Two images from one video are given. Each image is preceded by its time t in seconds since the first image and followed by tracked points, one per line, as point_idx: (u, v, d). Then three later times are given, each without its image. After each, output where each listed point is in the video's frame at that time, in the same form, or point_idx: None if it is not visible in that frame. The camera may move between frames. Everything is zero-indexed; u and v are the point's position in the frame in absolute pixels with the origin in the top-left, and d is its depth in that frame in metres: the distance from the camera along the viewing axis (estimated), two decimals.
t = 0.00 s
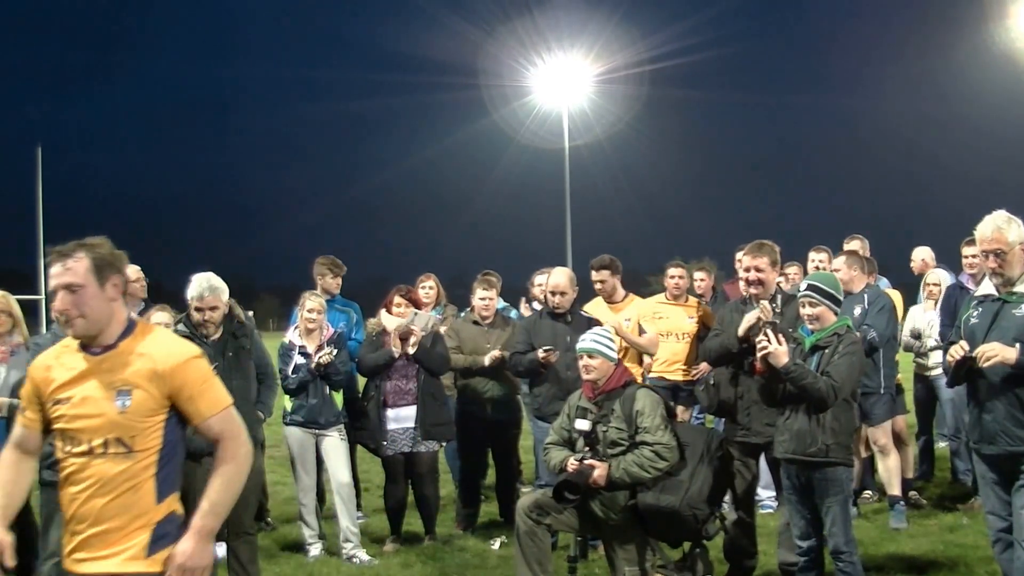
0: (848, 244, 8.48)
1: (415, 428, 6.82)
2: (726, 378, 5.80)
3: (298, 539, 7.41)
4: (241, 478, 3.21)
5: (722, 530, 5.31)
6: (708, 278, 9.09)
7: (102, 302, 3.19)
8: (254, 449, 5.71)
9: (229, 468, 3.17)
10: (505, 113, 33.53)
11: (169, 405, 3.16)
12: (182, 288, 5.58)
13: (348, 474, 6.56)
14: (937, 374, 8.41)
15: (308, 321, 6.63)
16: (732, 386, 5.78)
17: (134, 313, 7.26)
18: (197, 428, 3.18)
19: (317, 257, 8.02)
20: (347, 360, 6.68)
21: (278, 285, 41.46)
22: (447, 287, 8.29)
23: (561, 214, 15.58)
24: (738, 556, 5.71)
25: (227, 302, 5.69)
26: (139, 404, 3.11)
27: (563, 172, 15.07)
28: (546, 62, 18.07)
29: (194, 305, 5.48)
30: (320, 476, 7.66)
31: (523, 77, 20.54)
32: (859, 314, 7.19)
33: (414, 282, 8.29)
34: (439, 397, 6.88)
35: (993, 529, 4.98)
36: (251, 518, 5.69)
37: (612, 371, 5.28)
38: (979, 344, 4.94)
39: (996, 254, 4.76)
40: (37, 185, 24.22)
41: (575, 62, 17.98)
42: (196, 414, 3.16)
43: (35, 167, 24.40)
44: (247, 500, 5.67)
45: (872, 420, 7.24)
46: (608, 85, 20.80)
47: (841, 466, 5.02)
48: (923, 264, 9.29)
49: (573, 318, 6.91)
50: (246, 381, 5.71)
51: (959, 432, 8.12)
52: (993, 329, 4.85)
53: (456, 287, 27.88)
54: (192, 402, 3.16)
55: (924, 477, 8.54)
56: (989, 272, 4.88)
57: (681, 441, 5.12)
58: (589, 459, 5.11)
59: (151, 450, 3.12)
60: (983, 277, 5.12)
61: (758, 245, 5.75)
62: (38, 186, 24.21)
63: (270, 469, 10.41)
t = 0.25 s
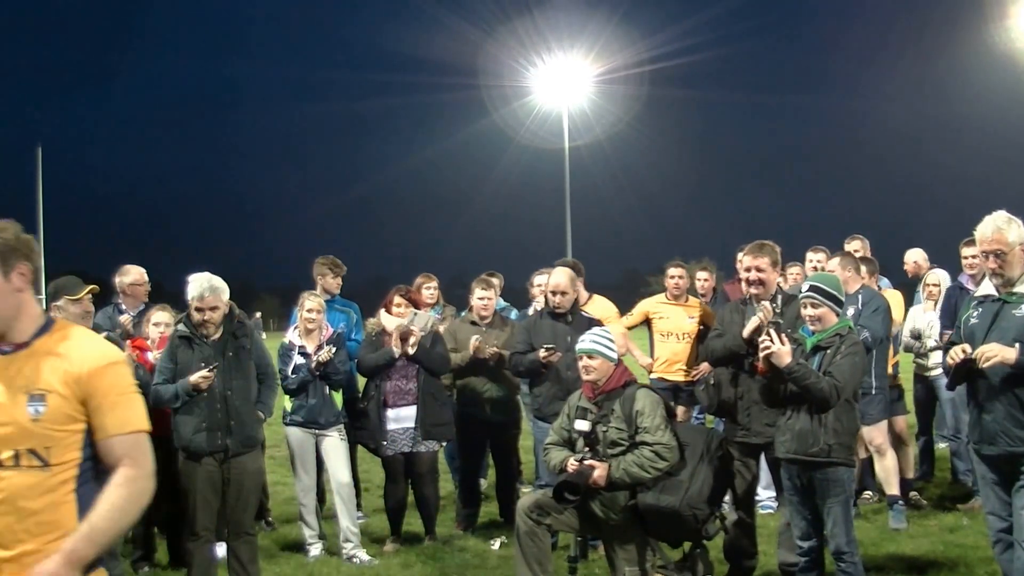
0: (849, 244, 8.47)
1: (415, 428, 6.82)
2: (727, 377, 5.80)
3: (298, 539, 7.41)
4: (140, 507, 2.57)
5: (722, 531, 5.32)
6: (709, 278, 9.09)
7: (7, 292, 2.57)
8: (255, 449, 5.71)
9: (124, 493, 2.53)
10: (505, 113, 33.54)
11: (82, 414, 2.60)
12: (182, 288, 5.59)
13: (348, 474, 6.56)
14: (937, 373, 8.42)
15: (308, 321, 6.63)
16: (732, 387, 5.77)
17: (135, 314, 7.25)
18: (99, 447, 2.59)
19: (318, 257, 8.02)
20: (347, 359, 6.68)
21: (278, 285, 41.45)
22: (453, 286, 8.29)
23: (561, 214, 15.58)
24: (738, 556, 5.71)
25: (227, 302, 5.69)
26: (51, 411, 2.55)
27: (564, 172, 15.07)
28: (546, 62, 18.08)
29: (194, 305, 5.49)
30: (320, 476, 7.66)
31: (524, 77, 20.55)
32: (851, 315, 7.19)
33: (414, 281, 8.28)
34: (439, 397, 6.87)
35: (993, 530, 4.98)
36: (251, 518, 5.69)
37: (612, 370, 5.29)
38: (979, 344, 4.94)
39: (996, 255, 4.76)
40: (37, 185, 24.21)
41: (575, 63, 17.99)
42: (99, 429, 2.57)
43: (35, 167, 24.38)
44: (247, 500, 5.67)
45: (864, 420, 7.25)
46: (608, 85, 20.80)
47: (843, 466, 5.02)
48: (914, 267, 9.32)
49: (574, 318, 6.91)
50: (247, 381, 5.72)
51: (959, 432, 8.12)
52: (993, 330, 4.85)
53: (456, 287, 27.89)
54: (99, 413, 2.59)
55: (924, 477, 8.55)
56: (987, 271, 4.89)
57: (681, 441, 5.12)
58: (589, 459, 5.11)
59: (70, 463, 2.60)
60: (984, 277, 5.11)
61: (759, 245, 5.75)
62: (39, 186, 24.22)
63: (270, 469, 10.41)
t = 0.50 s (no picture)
0: (850, 244, 8.47)
1: (415, 428, 6.82)
2: (728, 377, 5.80)
3: (298, 539, 7.41)
4: (54, 524, 2.20)
5: (722, 531, 5.32)
6: (709, 278, 9.10)
7: None
8: (255, 448, 5.71)
9: (36, 506, 2.17)
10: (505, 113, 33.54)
11: None
12: (183, 288, 5.59)
13: (348, 474, 6.56)
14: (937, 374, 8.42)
15: (308, 321, 6.63)
16: (733, 387, 5.78)
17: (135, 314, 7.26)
18: (1, 461, 2.17)
19: (318, 257, 8.02)
20: (347, 359, 6.68)
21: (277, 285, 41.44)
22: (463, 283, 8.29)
23: (562, 214, 15.58)
24: (738, 556, 5.71)
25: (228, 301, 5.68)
26: None
27: (564, 172, 15.07)
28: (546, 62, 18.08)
29: (194, 305, 5.49)
30: (320, 476, 7.66)
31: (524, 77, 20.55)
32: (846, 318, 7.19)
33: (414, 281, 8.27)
34: (439, 398, 6.87)
35: (994, 530, 4.97)
36: (252, 518, 5.69)
37: (613, 371, 5.30)
38: (979, 344, 4.94)
39: (996, 255, 4.76)
40: (37, 185, 24.20)
41: (575, 63, 18.00)
42: (3, 440, 2.15)
43: (35, 167, 24.38)
44: (248, 500, 5.67)
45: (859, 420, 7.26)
46: (608, 85, 20.81)
47: (844, 467, 5.02)
48: (910, 267, 9.31)
49: (574, 318, 6.91)
50: (247, 381, 5.72)
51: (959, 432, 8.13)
52: (993, 330, 4.85)
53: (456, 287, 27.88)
54: None
55: (924, 477, 8.54)
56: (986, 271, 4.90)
57: (681, 441, 5.12)
58: (590, 460, 5.11)
59: None
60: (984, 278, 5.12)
61: (760, 245, 5.75)
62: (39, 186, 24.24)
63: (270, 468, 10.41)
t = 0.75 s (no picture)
0: (850, 244, 8.47)
1: (415, 428, 6.82)
2: (728, 378, 5.80)
3: (298, 539, 7.42)
4: None
5: (722, 531, 5.32)
6: (710, 278, 9.10)
7: None
8: (256, 448, 5.71)
9: None
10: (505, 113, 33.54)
11: None
12: (183, 288, 5.59)
13: (348, 474, 6.56)
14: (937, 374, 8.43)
15: (307, 321, 6.63)
16: (733, 387, 5.78)
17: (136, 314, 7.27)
18: None
19: (319, 257, 8.02)
20: (346, 359, 6.68)
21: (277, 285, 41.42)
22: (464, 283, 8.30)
23: (561, 214, 15.57)
24: (738, 556, 5.71)
25: (229, 300, 5.68)
26: None
27: (564, 172, 15.06)
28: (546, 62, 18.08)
29: (194, 305, 5.49)
30: (320, 476, 7.66)
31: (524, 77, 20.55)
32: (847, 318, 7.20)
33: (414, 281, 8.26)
34: (439, 398, 6.88)
35: (994, 531, 4.97)
36: (252, 518, 5.70)
37: (613, 371, 5.30)
38: (979, 345, 4.93)
39: (996, 256, 4.76)
40: (37, 185, 24.21)
41: (575, 63, 18.00)
42: None
43: (35, 167, 24.38)
44: (248, 500, 5.67)
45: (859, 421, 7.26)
46: (609, 86, 20.80)
47: (845, 467, 5.02)
48: (908, 267, 9.32)
49: (575, 318, 6.92)
50: (247, 380, 5.72)
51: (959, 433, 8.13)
52: (993, 331, 4.85)
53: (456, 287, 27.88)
54: None
55: (924, 477, 8.55)
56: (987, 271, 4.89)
57: (682, 442, 5.13)
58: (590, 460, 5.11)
59: None
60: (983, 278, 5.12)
61: (760, 245, 5.75)
62: (39, 186, 24.24)
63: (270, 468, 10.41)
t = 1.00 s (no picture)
0: (850, 244, 8.47)
1: (415, 429, 6.82)
2: (729, 379, 5.80)
3: (298, 539, 7.41)
4: None
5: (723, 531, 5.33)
6: (711, 279, 9.10)
7: None
8: (256, 448, 5.71)
9: None
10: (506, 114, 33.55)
11: None
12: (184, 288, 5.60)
13: (348, 474, 6.55)
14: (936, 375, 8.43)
15: (307, 320, 6.63)
16: (734, 388, 5.78)
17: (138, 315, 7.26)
18: None
19: (320, 257, 8.02)
20: (346, 359, 6.69)
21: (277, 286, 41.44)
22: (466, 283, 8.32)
23: (562, 215, 15.56)
24: (739, 556, 5.70)
25: (229, 300, 5.68)
26: None
27: (564, 172, 15.06)
28: (547, 63, 18.08)
29: (195, 305, 5.50)
30: (320, 476, 7.66)
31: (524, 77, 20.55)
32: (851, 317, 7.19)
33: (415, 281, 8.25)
34: (438, 398, 6.90)
35: (995, 532, 4.97)
36: (253, 518, 5.70)
37: (613, 372, 5.31)
38: (979, 346, 4.93)
39: (995, 256, 4.76)
40: (37, 185, 24.22)
41: (576, 63, 18.00)
42: None
43: (36, 167, 24.39)
44: (248, 500, 5.67)
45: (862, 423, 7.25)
46: (609, 86, 20.82)
47: (846, 467, 5.03)
48: (908, 267, 9.31)
49: (575, 319, 6.92)
50: (248, 380, 5.73)
51: (959, 433, 8.13)
52: (994, 331, 4.85)
53: (456, 288, 27.89)
54: None
55: (925, 477, 8.55)
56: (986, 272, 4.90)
57: (682, 442, 5.13)
58: (590, 461, 5.11)
59: None
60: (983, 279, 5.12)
61: (761, 246, 5.75)
62: (40, 185, 24.24)
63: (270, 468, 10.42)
